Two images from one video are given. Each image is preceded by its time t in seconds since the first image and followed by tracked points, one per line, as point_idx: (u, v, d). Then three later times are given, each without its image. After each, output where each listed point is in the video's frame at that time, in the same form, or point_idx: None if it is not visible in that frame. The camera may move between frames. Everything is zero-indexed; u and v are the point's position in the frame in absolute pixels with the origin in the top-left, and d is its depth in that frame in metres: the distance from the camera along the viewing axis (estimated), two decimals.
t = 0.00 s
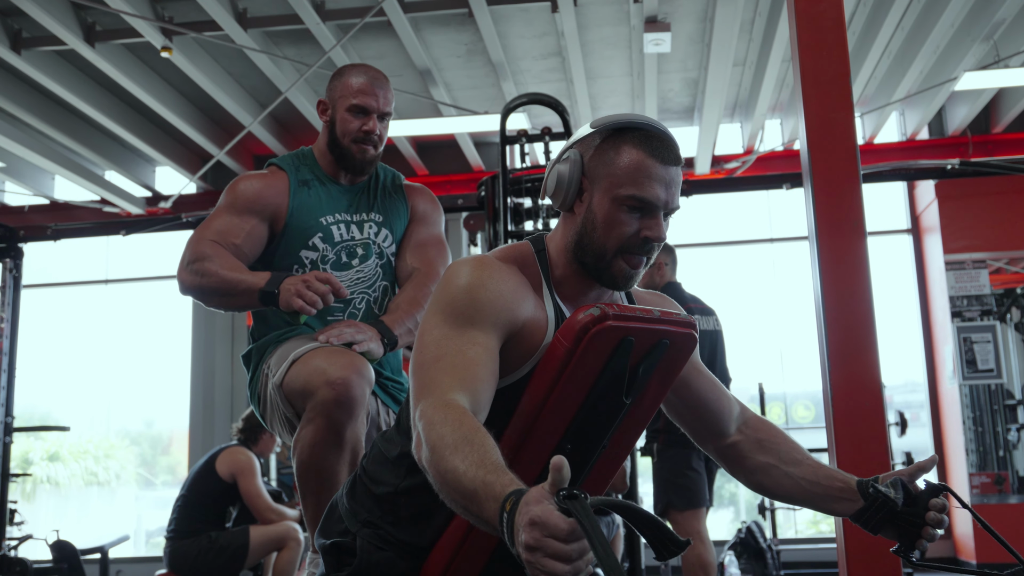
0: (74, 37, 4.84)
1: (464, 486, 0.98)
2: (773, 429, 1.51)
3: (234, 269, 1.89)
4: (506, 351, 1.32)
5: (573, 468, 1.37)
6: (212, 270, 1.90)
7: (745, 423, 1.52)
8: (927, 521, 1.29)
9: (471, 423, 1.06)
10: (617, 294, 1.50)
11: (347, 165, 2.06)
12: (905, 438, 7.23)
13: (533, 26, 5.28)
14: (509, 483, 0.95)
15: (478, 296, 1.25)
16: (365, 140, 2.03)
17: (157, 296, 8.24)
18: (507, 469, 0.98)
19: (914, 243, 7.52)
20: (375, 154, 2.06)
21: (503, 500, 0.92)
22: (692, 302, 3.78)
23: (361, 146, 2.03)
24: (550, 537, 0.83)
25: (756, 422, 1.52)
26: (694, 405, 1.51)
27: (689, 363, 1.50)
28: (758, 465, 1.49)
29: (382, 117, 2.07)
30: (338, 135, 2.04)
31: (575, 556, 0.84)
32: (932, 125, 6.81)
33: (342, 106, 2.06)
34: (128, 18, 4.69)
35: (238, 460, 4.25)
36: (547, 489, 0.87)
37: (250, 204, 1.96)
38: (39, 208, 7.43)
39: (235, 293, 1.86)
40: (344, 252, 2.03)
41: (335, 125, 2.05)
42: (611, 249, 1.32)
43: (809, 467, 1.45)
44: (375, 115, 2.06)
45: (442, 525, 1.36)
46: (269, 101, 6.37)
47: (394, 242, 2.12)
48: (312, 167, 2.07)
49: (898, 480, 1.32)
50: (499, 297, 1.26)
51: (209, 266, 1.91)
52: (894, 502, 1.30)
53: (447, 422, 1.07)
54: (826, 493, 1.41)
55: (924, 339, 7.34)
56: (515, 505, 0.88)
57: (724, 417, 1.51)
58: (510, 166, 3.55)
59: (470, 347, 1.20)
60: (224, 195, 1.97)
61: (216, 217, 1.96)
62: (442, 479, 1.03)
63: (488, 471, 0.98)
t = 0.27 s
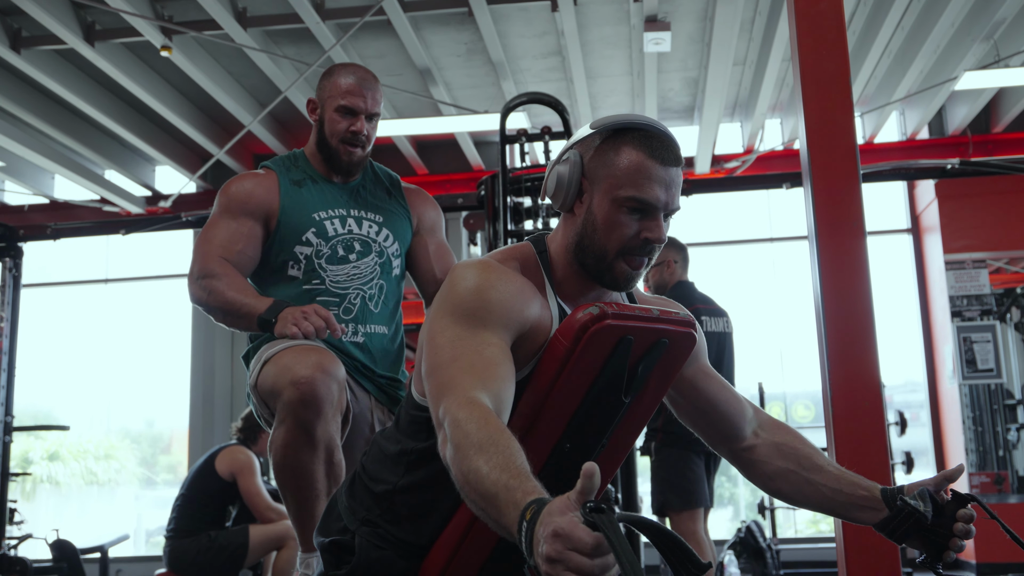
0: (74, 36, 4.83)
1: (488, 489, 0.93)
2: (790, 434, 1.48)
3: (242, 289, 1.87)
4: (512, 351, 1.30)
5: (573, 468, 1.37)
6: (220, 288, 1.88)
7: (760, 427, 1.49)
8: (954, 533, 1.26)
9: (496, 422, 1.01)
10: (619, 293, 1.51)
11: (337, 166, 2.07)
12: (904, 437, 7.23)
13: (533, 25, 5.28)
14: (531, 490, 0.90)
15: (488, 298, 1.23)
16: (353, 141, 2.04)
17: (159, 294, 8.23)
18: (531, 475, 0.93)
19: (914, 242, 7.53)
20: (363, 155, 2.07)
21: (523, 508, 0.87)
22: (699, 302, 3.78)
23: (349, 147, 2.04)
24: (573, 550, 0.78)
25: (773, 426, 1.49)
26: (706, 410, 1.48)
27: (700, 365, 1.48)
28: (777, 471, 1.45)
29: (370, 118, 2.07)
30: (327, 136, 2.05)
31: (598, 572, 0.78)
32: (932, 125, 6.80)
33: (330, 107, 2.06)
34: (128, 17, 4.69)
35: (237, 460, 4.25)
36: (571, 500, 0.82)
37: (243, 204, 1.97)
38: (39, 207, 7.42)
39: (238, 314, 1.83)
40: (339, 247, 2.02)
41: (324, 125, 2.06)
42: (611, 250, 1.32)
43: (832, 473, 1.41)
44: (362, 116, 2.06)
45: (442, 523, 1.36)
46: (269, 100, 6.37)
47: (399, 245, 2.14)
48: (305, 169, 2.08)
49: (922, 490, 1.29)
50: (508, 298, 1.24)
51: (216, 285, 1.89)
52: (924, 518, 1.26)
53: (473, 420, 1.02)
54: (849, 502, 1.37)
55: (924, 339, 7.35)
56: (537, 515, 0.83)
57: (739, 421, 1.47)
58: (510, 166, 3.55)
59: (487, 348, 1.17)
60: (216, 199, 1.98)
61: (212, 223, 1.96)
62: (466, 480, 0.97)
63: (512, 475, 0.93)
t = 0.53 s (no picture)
0: (74, 32, 4.83)
1: (512, 483, 0.91)
2: (806, 428, 1.46)
3: (247, 281, 1.85)
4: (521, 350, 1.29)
5: (575, 462, 1.37)
6: (226, 279, 1.87)
7: (776, 422, 1.48)
8: (976, 532, 1.24)
9: (520, 414, 0.99)
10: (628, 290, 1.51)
11: (339, 160, 2.07)
12: (906, 433, 7.23)
13: (534, 20, 5.27)
14: (553, 486, 0.88)
15: (502, 295, 1.22)
16: (354, 137, 2.05)
17: (161, 290, 8.24)
18: (552, 470, 0.91)
19: (917, 238, 7.52)
20: (365, 151, 2.08)
21: (543, 503, 0.85)
22: (708, 298, 3.78)
23: (350, 144, 2.05)
24: (596, 549, 0.75)
25: (789, 420, 1.48)
26: (718, 404, 1.48)
27: (708, 359, 1.49)
28: (794, 466, 1.44)
29: (372, 113, 2.08)
30: (328, 132, 2.06)
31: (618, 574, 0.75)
32: (934, 120, 6.79)
33: (332, 103, 2.06)
34: (129, 14, 4.69)
35: (240, 455, 4.26)
36: (596, 499, 0.80)
37: (248, 194, 1.98)
38: (41, 203, 7.43)
39: (242, 306, 1.81)
40: (343, 239, 2.02)
41: (326, 122, 2.07)
42: (618, 249, 1.32)
43: (850, 469, 1.39)
44: (364, 112, 2.06)
45: (445, 517, 1.36)
46: (270, 96, 6.36)
47: (405, 240, 2.14)
48: (309, 162, 2.08)
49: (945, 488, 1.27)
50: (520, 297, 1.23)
51: (222, 276, 1.88)
52: (949, 516, 1.24)
53: (499, 412, 0.99)
54: (870, 499, 1.35)
55: (927, 335, 7.34)
56: (558, 511, 0.81)
57: (752, 415, 1.47)
58: (512, 161, 3.54)
59: (503, 344, 1.15)
60: (220, 191, 1.98)
61: (217, 213, 1.96)
62: (492, 472, 0.95)
63: (536, 469, 0.91)
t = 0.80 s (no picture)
0: (79, 31, 4.84)
1: (538, 475, 0.89)
2: (820, 419, 1.46)
3: (257, 276, 1.87)
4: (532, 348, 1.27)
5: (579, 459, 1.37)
6: (235, 272, 1.89)
7: (789, 414, 1.47)
8: (996, 533, 1.23)
9: (546, 404, 0.97)
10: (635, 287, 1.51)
11: (346, 156, 2.07)
12: (911, 429, 7.22)
13: (538, 16, 5.26)
14: (578, 478, 0.86)
15: (513, 291, 1.20)
16: (363, 135, 2.05)
17: (165, 287, 8.24)
18: (577, 462, 0.89)
19: (921, 233, 7.51)
20: (373, 148, 2.08)
21: (567, 497, 0.83)
22: (714, 294, 3.77)
23: (359, 141, 2.05)
24: (619, 544, 0.74)
25: (803, 411, 1.47)
26: (729, 396, 1.48)
27: (716, 352, 1.48)
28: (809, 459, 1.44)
29: (381, 111, 2.07)
30: (337, 129, 2.06)
31: (640, 572, 0.74)
32: (939, 115, 6.78)
33: (341, 100, 2.06)
34: (132, 11, 4.69)
35: (245, 452, 4.25)
36: (621, 495, 0.78)
37: (258, 187, 1.98)
38: (46, 201, 7.44)
39: (252, 301, 1.84)
40: (352, 231, 2.03)
41: (335, 118, 2.06)
42: (623, 246, 1.32)
43: (868, 464, 1.38)
44: (372, 109, 2.05)
45: (449, 512, 1.36)
46: (274, 93, 6.36)
47: (413, 233, 2.15)
48: (318, 156, 2.09)
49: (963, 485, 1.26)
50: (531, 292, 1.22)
51: (232, 269, 1.89)
52: (972, 520, 1.25)
53: (524, 403, 0.97)
54: (887, 493, 1.35)
55: (931, 331, 7.33)
56: (582, 505, 0.79)
57: (764, 406, 1.47)
58: (516, 157, 3.54)
59: (519, 338, 1.13)
60: (229, 184, 1.99)
61: (227, 206, 1.97)
62: (519, 465, 0.92)
63: (560, 460, 0.89)
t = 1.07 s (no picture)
0: (83, 29, 4.84)
1: (556, 470, 0.88)
2: (832, 411, 1.45)
3: (265, 273, 1.87)
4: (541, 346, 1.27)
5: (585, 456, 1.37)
6: (243, 269, 1.89)
7: (799, 406, 1.46)
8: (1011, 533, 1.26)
9: (561, 400, 0.97)
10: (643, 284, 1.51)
11: (353, 153, 2.08)
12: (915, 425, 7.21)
13: (541, 13, 5.26)
14: (595, 474, 0.85)
15: (521, 290, 1.20)
16: (369, 131, 2.05)
17: (168, 286, 8.24)
18: (593, 456, 0.89)
19: (925, 230, 7.50)
20: (379, 144, 2.09)
21: (585, 492, 0.83)
22: (719, 291, 3.77)
23: (365, 137, 2.05)
24: (637, 542, 0.73)
25: (813, 402, 1.46)
26: (738, 390, 1.48)
27: (722, 347, 1.48)
28: (821, 453, 1.43)
29: (386, 107, 2.09)
30: (343, 125, 2.06)
31: (657, 570, 0.73)
32: (943, 111, 6.76)
33: (346, 96, 2.07)
34: (136, 9, 4.69)
35: (249, 449, 4.26)
36: (639, 492, 0.78)
37: (264, 182, 1.99)
38: (50, 199, 7.45)
39: (259, 298, 1.84)
40: (359, 226, 2.03)
41: (341, 115, 2.07)
42: (628, 244, 1.32)
43: (883, 458, 1.37)
44: (378, 106, 2.07)
45: (454, 510, 1.36)
46: (277, 91, 6.37)
47: (420, 229, 2.15)
48: (325, 152, 2.09)
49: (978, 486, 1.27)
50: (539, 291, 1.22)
51: (240, 266, 1.90)
52: (988, 522, 1.26)
53: (542, 399, 0.97)
54: (902, 488, 1.34)
55: (935, 327, 7.33)
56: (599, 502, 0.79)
57: (775, 399, 1.46)
58: (520, 154, 3.55)
59: (530, 334, 1.13)
60: (235, 179, 1.99)
61: (233, 201, 1.97)
62: (537, 461, 0.91)
63: (576, 455, 0.88)
